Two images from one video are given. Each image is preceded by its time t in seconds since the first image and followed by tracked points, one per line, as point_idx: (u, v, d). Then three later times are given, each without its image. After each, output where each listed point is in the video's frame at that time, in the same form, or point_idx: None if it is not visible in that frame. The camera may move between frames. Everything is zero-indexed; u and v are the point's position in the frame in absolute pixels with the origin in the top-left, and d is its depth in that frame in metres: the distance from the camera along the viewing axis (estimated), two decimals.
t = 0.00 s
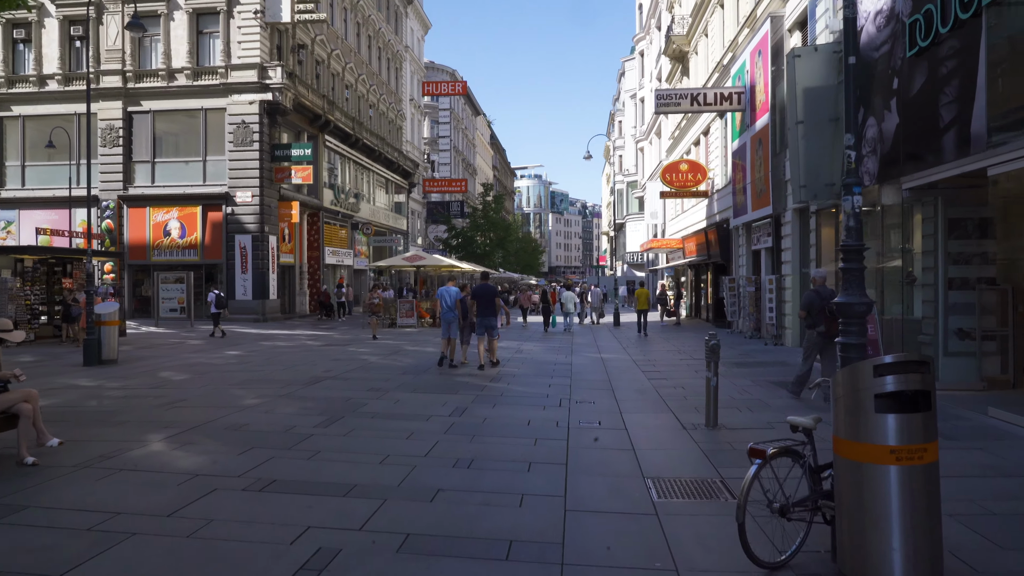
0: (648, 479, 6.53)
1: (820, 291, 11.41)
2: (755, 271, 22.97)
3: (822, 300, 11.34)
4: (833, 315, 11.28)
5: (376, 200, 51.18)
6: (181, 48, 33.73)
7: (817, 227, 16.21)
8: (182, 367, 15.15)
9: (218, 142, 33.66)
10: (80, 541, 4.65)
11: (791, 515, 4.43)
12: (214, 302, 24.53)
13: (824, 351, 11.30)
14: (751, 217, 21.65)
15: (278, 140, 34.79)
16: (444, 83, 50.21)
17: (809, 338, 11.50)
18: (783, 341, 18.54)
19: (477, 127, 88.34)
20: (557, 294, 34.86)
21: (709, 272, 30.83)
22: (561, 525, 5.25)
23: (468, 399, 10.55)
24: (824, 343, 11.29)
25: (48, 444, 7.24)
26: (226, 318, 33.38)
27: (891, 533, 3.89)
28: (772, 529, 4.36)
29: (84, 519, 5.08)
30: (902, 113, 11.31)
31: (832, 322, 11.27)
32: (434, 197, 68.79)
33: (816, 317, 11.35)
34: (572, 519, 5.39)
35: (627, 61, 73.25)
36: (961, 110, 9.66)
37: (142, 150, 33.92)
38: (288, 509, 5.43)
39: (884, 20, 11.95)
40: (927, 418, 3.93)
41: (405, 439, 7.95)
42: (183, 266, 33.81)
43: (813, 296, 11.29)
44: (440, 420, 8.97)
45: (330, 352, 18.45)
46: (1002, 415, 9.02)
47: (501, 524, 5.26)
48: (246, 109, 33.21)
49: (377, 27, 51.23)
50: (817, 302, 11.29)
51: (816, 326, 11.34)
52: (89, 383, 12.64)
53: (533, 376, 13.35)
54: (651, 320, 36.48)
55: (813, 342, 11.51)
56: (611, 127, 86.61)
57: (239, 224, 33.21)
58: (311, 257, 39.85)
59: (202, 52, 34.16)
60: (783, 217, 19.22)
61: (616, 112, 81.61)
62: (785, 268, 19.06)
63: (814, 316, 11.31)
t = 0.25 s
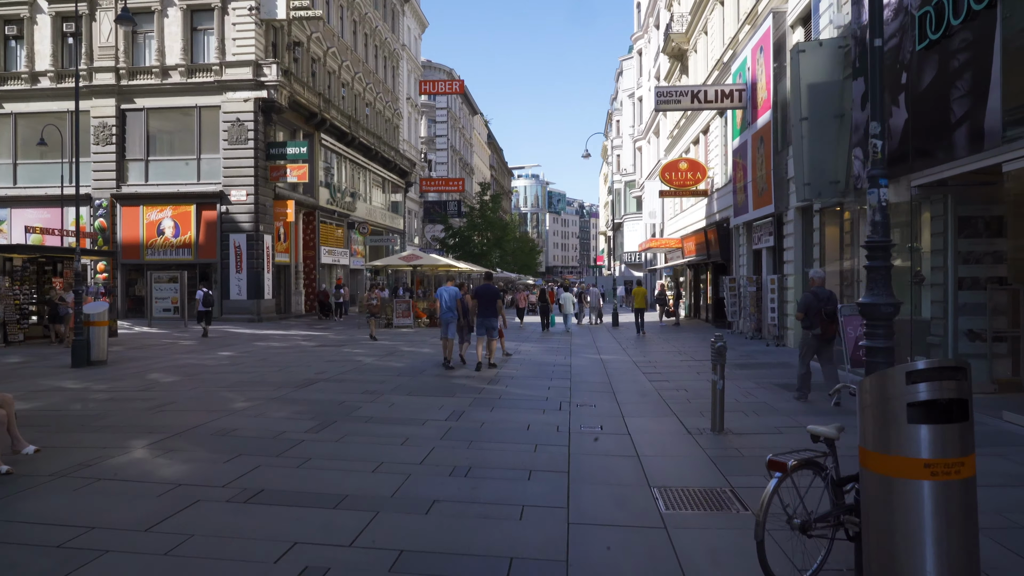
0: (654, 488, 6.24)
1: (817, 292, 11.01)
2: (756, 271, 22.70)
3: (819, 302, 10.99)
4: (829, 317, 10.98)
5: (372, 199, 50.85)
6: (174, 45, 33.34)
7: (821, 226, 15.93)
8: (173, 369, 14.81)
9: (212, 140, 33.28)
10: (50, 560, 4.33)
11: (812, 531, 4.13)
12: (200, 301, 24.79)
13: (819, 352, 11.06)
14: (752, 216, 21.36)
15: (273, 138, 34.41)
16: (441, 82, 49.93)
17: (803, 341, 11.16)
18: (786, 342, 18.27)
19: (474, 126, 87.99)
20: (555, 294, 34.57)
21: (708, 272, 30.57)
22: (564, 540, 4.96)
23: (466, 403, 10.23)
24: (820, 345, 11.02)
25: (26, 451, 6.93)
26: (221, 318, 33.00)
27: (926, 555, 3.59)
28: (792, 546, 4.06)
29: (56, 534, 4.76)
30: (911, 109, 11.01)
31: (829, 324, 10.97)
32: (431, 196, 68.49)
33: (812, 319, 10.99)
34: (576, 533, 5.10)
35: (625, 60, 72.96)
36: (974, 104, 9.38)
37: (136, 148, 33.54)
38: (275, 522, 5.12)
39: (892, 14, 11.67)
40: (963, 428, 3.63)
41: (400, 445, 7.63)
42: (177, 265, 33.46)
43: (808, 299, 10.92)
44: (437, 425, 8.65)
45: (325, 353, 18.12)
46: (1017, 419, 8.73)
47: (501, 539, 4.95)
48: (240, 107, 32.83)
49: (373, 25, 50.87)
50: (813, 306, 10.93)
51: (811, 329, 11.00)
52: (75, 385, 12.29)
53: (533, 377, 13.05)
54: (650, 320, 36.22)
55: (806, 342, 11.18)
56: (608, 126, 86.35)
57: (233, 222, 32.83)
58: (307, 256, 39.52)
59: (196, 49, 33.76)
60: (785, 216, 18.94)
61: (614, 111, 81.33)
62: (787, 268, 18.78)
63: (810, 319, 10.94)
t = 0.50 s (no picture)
0: (657, 499, 5.89)
1: (814, 289, 10.06)
2: (754, 271, 22.36)
3: (815, 300, 10.01)
4: (827, 316, 10.02)
5: (366, 198, 50.42)
6: (164, 41, 32.84)
7: (821, 225, 15.60)
8: (156, 371, 14.37)
9: (203, 137, 32.81)
10: None
11: (833, 553, 3.75)
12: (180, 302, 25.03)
13: (816, 354, 10.15)
14: (750, 215, 21.04)
15: (265, 136, 33.96)
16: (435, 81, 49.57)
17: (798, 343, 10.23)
18: (785, 343, 17.95)
19: (468, 125, 87.60)
20: (550, 294, 34.22)
21: (704, 272, 30.27)
22: (561, 559, 4.60)
23: (458, 407, 9.85)
24: (816, 346, 10.10)
25: None
26: (211, 318, 32.56)
27: None
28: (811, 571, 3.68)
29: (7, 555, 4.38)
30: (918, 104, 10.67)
31: (826, 324, 10.03)
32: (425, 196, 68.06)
33: (808, 318, 10.04)
34: (574, 550, 4.74)
35: (620, 59, 72.68)
36: (985, 98, 9.05)
37: (125, 146, 33.04)
38: (249, 540, 4.74)
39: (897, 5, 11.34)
40: (1005, 441, 3.27)
41: (387, 452, 7.26)
42: (167, 264, 32.98)
43: (804, 298, 10.01)
44: (427, 431, 8.27)
45: (315, 354, 17.70)
46: None
47: (493, 557, 4.59)
48: (231, 104, 32.36)
49: (367, 23, 50.42)
50: (809, 306, 10.02)
51: (808, 328, 10.06)
52: (54, 388, 11.87)
53: (528, 379, 12.68)
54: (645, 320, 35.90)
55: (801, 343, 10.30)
56: (603, 126, 86.10)
57: (224, 221, 32.38)
58: (299, 255, 39.07)
59: (186, 45, 33.26)
60: (784, 215, 18.61)
61: (609, 111, 81.05)
62: (786, 267, 18.47)
63: (806, 318, 10.01)
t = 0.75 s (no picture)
0: (661, 513, 5.55)
1: (821, 289, 9.82)
2: (755, 270, 22.02)
3: (822, 299, 9.76)
4: (835, 315, 9.74)
5: (362, 197, 50.04)
6: (157, 38, 32.43)
7: (826, 222, 15.26)
8: (144, 374, 13.99)
9: (196, 135, 32.42)
10: None
11: None
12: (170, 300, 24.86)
13: (823, 355, 9.80)
14: (751, 214, 20.70)
15: (259, 134, 33.56)
16: (433, 80, 49.24)
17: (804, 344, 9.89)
18: (788, 344, 17.61)
19: (466, 124, 87.23)
20: (548, 293, 33.86)
21: (704, 271, 29.95)
22: None
23: (453, 411, 9.49)
24: (824, 346, 9.77)
25: None
26: (205, 318, 32.19)
27: None
28: None
29: None
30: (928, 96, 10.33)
31: (835, 323, 9.71)
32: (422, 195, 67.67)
33: (815, 318, 9.73)
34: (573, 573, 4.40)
35: (619, 57, 72.29)
36: (1000, 89, 8.71)
37: (118, 144, 32.66)
38: (222, 562, 4.40)
39: None
40: None
41: (377, 461, 6.90)
42: (160, 264, 32.61)
43: (811, 296, 9.74)
44: (419, 438, 7.91)
45: (308, 356, 17.33)
46: None
47: None
48: (225, 102, 31.96)
49: (363, 20, 50.01)
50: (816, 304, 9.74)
51: (815, 328, 9.74)
52: (36, 391, 11.52)
53: (525, 382, 12.33)
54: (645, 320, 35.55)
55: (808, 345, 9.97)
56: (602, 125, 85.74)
57: (218, 221, 31.99)
58: (295, 255, 38.70)
59: (179, 42, 32.84)
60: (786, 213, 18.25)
61: (607, 109, 80.70)
62: (788, 267, 18.13)
63: (813, 317, 9.72)
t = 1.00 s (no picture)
0: (668, 526, 5.22)
1: (832, 288, 9.50)
2: (757, 270, 21.69)
3: (833, 298, 9.44)
4: (847, 315, 9.43)
5: (359, 197, 49.67)
6: (151, 35, 32.06)
7: (831, 221, 14.95)
8: (133, 375, 13.65)
9: (191, 134, 32.05)
10: None
11: None
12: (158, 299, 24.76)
13: (832, 356, 9.51)
14: (753, 212, 20.37)
15: (255, 132, 33.20)
16: (431, 78, 48.89)
17: (815, 344, 9.58)
18: (792, 344, 17.29)
19: (464, 123, 86.88)
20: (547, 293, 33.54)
21: (704, 270, 29.65)
22: None
23: (448, 415, 9.15)
24: (833, 347, 9.47)
25: None
26: (200, 319, 31.84)
27: None
28: None
29: None
30: (938, 90, 10.02)
31: (845, 324, 9.42)
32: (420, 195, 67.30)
33: (825, 317, 9.42)
34: None
35: (618, 56, 71.95)
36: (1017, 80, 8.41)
37: (112, 142, 32.30)
38: None
39: None
40: None
41: (368, 469, 6.55)
42: (155, 264, 32.26)
43: (822, 296, 9.42)
44: (413, 444, 7.56)
45: (302, 357, 16.99)
46: None
47: None
48: (220, 99, 31.58)
49: (360, 18, 49.65)
50: (827, 304, 9.42)
51: (826, 328, 9.45)
52: (20, 393, 11.18)
53: (524, 384, 11.99)
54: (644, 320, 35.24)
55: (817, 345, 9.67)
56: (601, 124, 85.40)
57: (213, 220, 31.63)
58: (291, 255, 38.34)
59: (174, 39, 32.46)
60: (789, 211, 17.92)
61: (606, 109, 80.36)
62: (791, 266, 17.82)
63: (823, 317, 9.42)
